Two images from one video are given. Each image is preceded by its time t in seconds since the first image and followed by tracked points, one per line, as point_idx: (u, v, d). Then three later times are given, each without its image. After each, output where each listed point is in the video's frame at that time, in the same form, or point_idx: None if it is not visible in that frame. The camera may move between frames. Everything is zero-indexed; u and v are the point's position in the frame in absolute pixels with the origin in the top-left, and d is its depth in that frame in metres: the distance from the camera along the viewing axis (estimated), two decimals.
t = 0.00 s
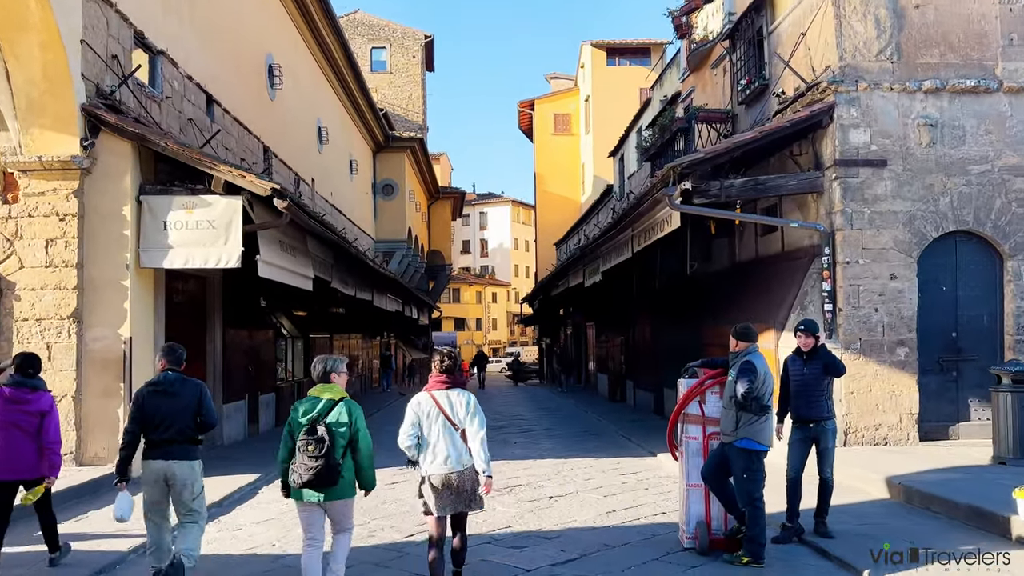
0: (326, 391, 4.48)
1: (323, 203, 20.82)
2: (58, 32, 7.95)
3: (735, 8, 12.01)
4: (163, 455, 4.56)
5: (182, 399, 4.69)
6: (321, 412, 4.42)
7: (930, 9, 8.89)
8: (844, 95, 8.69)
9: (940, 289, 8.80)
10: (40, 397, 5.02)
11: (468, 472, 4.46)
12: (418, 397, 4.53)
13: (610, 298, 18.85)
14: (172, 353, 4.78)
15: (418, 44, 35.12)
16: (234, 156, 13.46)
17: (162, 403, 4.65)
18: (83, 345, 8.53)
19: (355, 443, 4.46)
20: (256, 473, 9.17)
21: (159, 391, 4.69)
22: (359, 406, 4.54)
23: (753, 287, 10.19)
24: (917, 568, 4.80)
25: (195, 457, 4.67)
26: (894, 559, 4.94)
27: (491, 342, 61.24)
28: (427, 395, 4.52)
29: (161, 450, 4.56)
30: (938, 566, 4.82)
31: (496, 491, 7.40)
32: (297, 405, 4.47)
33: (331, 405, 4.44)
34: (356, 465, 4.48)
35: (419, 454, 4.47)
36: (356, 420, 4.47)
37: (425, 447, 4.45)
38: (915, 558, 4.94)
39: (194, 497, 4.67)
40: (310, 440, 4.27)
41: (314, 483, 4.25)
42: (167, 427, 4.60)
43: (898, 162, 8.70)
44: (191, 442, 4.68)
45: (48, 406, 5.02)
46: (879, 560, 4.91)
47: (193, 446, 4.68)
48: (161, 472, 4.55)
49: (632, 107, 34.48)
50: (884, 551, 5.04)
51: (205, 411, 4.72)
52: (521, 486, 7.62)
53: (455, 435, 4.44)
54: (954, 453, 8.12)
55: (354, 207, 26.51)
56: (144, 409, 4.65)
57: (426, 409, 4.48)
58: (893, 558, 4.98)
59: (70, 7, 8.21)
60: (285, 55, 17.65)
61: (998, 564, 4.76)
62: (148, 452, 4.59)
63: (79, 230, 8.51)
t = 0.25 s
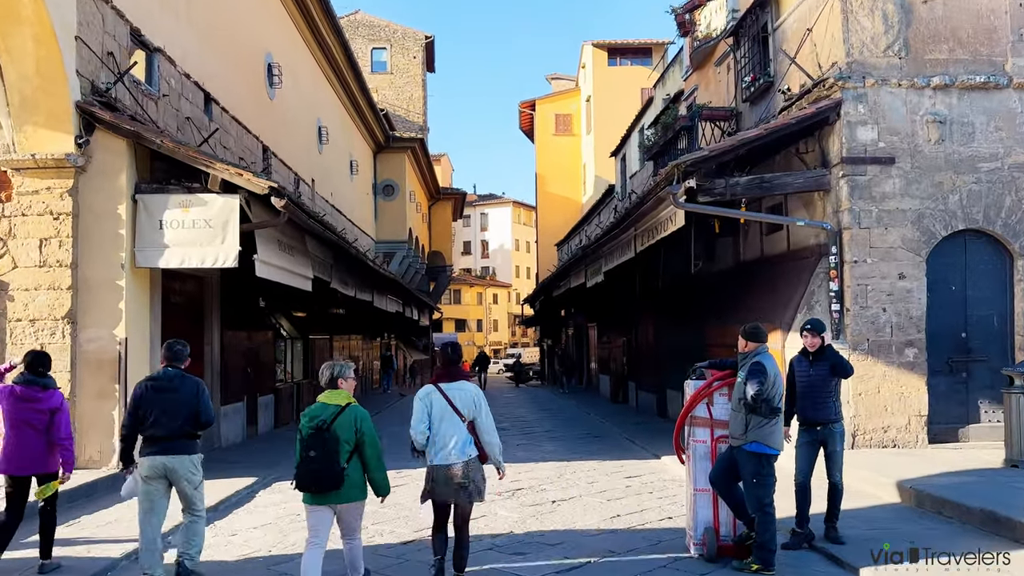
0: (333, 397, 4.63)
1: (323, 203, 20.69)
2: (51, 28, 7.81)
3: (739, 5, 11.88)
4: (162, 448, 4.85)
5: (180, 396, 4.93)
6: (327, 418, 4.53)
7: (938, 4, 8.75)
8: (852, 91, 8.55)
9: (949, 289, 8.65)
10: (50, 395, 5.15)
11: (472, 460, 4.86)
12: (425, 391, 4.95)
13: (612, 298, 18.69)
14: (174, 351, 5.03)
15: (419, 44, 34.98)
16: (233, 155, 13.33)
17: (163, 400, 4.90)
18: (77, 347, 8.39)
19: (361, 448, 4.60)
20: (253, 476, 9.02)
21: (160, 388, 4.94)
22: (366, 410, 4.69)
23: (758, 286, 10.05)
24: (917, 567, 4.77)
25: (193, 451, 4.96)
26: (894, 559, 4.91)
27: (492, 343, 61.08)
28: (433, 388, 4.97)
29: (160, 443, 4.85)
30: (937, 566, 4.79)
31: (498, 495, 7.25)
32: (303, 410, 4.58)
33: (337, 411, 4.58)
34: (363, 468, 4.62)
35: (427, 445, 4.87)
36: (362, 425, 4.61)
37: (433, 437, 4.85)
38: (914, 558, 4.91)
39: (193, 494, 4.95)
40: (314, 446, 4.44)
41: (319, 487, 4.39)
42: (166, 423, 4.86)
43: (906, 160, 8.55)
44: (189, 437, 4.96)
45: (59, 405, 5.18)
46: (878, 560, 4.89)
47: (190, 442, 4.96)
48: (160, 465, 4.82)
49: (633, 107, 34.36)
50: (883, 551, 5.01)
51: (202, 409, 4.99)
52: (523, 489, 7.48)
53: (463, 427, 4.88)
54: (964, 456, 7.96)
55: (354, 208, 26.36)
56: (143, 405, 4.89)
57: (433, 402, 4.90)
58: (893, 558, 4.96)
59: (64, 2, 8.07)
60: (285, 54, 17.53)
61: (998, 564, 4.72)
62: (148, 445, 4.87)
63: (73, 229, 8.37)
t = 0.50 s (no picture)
0: (341, 393, 4.77)
1: (323, 203, 20.54)
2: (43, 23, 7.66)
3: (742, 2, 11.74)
4: (160, 455, 4.75)
5: (179, 405, 4.83)
6: (336, 412, 4.69)
7: None
8: (858, 88, 8.39)
9: (958, 289, 8.48)
10: (49, 392, 5.30)
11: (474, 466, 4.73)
12: (430, 396, 4.86)
13: (614, 299, 18.55)
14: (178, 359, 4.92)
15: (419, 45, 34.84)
16: (230, 155, 13.19)
17: (163, 407, 4.81)
18: (70, 349, 8.23)
19: (370, 442, 4.73)
20: (249, 480, 8.86)
21: (162, 395, 4.85)
22: (374, 406, 4.82)
23: (762, 286, 9.89)
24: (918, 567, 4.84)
25: (192, 460, 4.85)
26: (894, 559, 4.97)
27: (493, 345, 60.88)
28: (436, 393, 4.90)
29: (158, 452, 4.75)
30: (939, 566, 4.86)
31: (498, 500, 7.08)
32: (314, 405, 4.74)
33: (346, 406, 4.73)
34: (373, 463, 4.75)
35: (431, 450, 4.73)
36: (370, 419, 4.74)
37: (437, 443, 4.72)
38: (915, 559, 4.97)
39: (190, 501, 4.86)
40: (323, 439, 4.60)
41: (328, 480, 4.55)
42: (165, 431, 4.76)
43: (914, 158, 8.40)
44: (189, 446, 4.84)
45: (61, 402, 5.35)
46: (879, 560, 4.96)
47: (190, 450, 4.84)
48: (157, 473, 4.73)
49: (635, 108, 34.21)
50: (883, 552, 5.08)
51: (200, 419, 4.84)
52: (524, 494, 7.31)
53: (465, 431, 4.76)
54: (974, 460, 7.80)
55: (354, 209, 26.21)
56: (145, 412, 4.82)
57: (438, 406, 4.81)
58: (893, 558, 5.02)
59: None
60: (284, 54, 17.40)
61: (999, 564, 4.80)
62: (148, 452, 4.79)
63: (66, 228, 8.21)
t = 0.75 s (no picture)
0: (342, 399, 4.77)
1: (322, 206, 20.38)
2: (33, 21, 7.52)
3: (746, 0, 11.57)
4: (167, 456, 4.70)
5: (184, 406, 4.77)
6: (338, 418, 4.70)
7: None
8: (866, 87, 8.21)
9: (969, 292, 8.30)
10: (42, 404, 5.22)
11: (472, 469, 4.84)
12: (426, 400, 4.93)
13: (615, 302, 18.37)
14: (184, 359, 4.86)
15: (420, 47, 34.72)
16: (227, 156, 13.03)
17: (170, 408, 4.77)
18: (60, 353, 8.05)
19: (372, 446, 4.75)
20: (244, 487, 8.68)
21: (167, 396, 4.79)
22: (374, 411, 4.85)
23: (767, 289, 9.71)
24: (919, 567, 4.98)
25: (198, 460, 4.78)
26: (895, 560, 5.09)
27: (494, 348, 60.68)
28: (433, 397, 4.95)
29: (164, 453, 4.69)
30: (940, 567, 4.99)
31: (498, 509, 6.90)
32: (315, 413, 4.76)
33: (347, 412, 4.74)
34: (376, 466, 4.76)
35: (429, 453, 4.83)
36: (372, 424, 4.76)
37: (435, 446, 4.82)
38: (915, 559, 5.11)
39: (197, 502, 4.79)
40: (327, 444, 4.59)
41: (333, 484, 4.53)
42: (170, 432, 4.71)
43: (923, 158, 8.22)
44: (195, 446, 4.79)
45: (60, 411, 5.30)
46: (880, 560, 5.08)
47: (196, 450, 4.79)
48: (164, 475, 4.68)
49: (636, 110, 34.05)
50: (884, 552, 5.20)
51: (206, 419, 4.78)
52: (524, 503, 7.13)
53: (462, 435, 4.84)
54: (986, 468, 7.61)
55: (354, 211, 26.06)
56: (152, 413, 4.77)
57: (435, 410, 4.89)
58: (893, 558, 5.13)
59: None
60: (282, 54, 17.25)
61: (999, 564, 4.95)
62: (154, 453, 4.74)
63: (56, 230, 8.04)
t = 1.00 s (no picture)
0: (341, 400, 4.71)
1: (321, 207, 20.24)
2: (26, 16, 7.38)
3: None
4: (174, 455, 4.97)
5: (190, 406, 5.03)
6: (336, 420, 4.63)
7: None
8: (873, 84, 8.07)
9: (978, 293, 8.15)
10: (41, 401, 5.31)
11: (474, 469, 4.84)
12: (428, 401, 4.97)
13: (616, 304, 18.22)
14: (188, 362, 5.12)
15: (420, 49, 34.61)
16: (225, 156, 12.88)
17: (174, 409, 5.01)
18: (53, 355, 7.89)
19: (371, 448, 4.65)
20: (240, 492, 8.53)
21: (171, 398, 5.04)
22: (374, 413, 4.76)
23: (772, 290, 9.56)
24: (919, 567, 5.04)
25: (203, 459, 5.06)
26: (895, 559, 5.14)
27: (494, 350, 60.52)
28: (435, 398, 4.97)
29: (171, 452, 4.97)
30: (940, 566, 5.04)
31: (499, 515, 6.74)
32: (315, 414, 4.68)
33: (346, 413, 4.67)
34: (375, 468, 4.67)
35: (429, 452, 4.88)
36: (371, 426, 4.67)
37: (434, 445, 4.86)
38: (915, 559, 5.16)
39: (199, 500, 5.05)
40: (325, 446, 4.52)
41: (331, 487, 4.46)
42: (176, 432, 4.98)
43: (931, 157, 8.08)
44: (198, 446, 5.05)
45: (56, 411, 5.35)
46: (880, 560, 5.13)
47: (199, 450, 5.05)
48: (170, 473, 4.94)
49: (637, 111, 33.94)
50: (885, 552, 5.25)
51: (212, 418, 5.05)
52: (525, 509, 6.98)
53: (463, 435, 4.85)
54: (997, 472, 7.45)
55: (353, 213, 25.92)
56: (157, 414, 5.02)
57: (435, 411, 4.92)
58: (893, 558, 5.18)
59: None
60: (281, 54, 17.12)
61: (999, 564, 4.99)
62: (161, 451, 5.01)
63: (49, 230, 7.89)
